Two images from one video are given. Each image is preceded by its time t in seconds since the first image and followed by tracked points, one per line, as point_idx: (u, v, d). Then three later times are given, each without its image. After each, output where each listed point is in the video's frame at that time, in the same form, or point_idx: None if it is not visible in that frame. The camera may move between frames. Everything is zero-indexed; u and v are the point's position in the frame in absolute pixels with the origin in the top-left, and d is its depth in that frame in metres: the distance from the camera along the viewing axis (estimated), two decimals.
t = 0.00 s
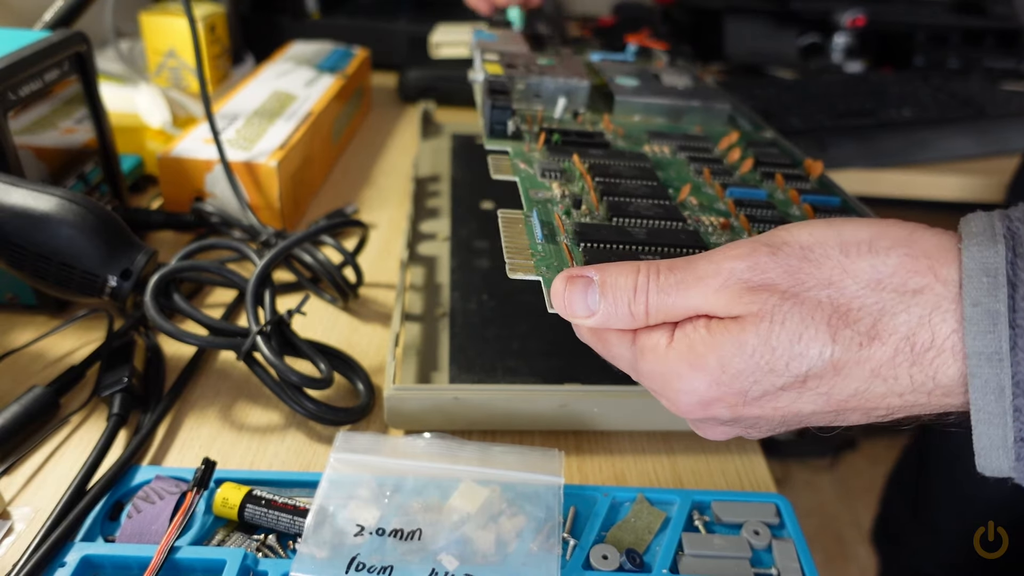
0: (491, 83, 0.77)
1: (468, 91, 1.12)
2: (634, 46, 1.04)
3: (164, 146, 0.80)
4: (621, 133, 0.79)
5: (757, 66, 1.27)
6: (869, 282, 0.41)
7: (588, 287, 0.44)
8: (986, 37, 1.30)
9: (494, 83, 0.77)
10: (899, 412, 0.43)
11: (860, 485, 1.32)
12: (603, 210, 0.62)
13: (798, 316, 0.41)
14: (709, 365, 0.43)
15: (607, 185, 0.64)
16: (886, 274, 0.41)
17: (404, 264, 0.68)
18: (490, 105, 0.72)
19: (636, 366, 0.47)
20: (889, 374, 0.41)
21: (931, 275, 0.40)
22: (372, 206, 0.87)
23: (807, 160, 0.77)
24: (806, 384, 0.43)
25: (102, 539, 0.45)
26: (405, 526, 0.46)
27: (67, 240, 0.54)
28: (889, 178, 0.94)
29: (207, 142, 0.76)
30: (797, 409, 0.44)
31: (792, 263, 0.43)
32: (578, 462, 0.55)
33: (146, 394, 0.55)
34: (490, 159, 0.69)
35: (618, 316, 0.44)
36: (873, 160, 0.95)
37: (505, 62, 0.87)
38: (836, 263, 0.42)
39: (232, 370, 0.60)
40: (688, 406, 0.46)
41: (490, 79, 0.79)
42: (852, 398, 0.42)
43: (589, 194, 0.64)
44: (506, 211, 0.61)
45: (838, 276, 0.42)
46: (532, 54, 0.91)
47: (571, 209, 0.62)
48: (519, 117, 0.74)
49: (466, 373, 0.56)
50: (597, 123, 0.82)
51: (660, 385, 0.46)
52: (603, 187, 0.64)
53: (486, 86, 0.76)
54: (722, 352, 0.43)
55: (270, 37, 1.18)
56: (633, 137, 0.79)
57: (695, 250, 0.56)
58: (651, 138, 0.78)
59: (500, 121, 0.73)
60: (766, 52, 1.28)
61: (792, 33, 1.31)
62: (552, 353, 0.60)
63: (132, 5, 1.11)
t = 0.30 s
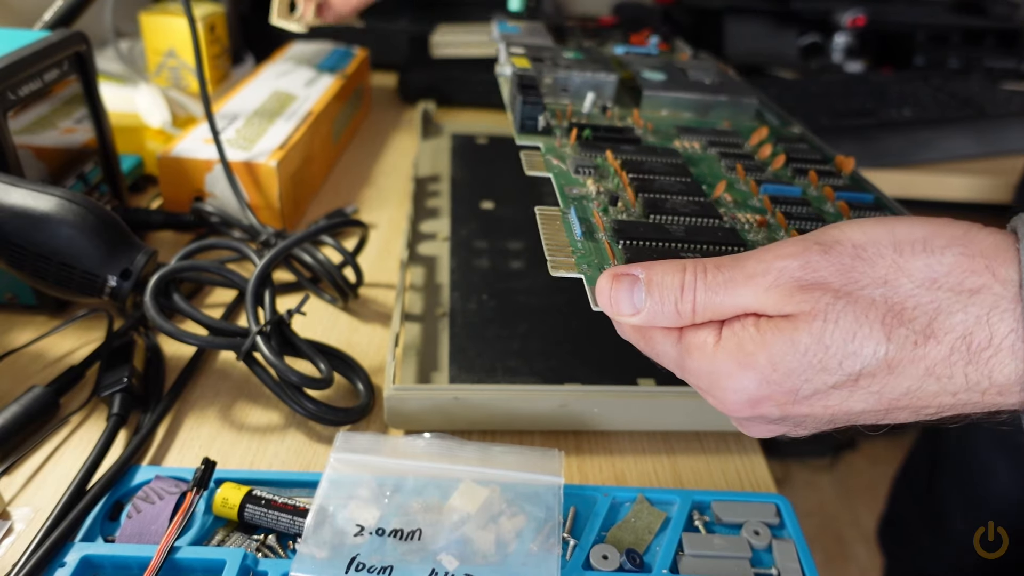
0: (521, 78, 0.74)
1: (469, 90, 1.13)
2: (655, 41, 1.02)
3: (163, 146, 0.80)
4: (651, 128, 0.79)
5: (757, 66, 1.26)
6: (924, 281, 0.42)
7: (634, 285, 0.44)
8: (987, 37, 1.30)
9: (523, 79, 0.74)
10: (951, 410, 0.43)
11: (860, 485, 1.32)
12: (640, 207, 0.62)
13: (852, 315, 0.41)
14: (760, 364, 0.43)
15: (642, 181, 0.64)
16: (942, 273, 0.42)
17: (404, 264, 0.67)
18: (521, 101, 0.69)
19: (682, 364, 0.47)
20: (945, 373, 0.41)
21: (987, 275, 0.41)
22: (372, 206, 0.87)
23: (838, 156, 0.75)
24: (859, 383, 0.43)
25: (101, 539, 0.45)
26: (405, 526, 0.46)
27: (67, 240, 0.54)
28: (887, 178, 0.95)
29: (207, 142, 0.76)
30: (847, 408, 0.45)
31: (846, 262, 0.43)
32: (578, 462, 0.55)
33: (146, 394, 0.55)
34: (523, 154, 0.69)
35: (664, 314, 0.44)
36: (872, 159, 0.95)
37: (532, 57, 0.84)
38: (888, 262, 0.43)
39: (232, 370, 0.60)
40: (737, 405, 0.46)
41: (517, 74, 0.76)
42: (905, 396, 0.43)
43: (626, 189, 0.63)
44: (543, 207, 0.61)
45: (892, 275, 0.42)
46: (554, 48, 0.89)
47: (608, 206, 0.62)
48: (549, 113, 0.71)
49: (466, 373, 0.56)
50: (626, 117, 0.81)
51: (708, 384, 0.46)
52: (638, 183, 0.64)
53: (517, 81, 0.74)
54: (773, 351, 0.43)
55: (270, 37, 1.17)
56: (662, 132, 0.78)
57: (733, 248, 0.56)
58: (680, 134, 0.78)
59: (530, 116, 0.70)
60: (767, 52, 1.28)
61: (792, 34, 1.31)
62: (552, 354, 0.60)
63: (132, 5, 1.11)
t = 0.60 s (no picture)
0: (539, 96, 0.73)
1: (469, 91, 1.13)
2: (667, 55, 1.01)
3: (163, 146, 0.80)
4: (668, 144, 0.78)
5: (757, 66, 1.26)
6: (953, 296, 0.42)
7: (664, 301, 0.43)
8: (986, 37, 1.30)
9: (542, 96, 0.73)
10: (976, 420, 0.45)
11: (860, 485, 1.32)
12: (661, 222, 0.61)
13: (882, 330, 0.42)
14: (790, 378, 0.43)
15: (665, 196, 0.63)
16: (970, 288, 0.43)
17: (404, 265, 0.67)
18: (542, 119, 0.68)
19: (710, 377, 0.47)
20: (973, 385, 0.42)
21: (1013, 289, 0.42)
22: (372, 206, 0.87)
23: (854, 169, 0.76)
24: (890, 397, 0.43)
25: (101, 539, 0.45)
26: (405, 526, 0.46)
27: (67, 240, 0.54)
28: (887, 178, 0.94)
29: (207, 142, 0.76)
30: (876, 420, 0.45)
31: (874, 277, 0.43)
32: (578, 462, 0.55)
33: (146, 394, 0.55)
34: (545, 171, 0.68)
35: (693, 328, 0.44)
36: (872, 159, 0.95)
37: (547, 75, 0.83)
38: (914, 277, 0.43)
39: (232, 370, 0.60)
40: (766, 417, 0.46)
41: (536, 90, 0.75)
42: (935, 409, 0.43)
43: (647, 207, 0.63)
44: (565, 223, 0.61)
45: (919, 289, 0.43)
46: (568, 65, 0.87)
47: (632, 221, 0.61)
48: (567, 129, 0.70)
49: (466, 373, 0.56)
50: (642, 133, 0.80)
51: (738, 398, 0.46)
52: (660, 198, 0.63)
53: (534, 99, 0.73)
54: (804, 365, 0.43)
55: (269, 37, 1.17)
56: (679, 147, 0.78)
57: (757, 261, 0.56)
58: (697, 149, 0.77)
59: (550, 133, 0.69)
60: (767, 52, 1.28)
61: (792, 34, 1.31)
62: (552, 354, 0.60)
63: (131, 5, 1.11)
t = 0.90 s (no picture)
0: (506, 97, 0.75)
1: (469, 91, 1.13)
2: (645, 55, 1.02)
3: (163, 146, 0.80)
4: (632, 146, 0.79)
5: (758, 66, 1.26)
6: (867, 297, 0.39)
7: (602, 301, 0.45)
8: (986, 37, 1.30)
9: (509, 98, 0.76)
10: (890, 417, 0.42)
11: (860, 485, 1.32)
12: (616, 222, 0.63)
13: (800, 329, 0.40)
14: (715, 373, 0.43)
15: (620, 199, 0.65)
16: (883, 290, 0.39)
17: (404, 264, 0.67)
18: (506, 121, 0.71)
19: (647, 374, 0.47)
20: (886, 386, 0.39)
21: (924, 291, 0.38)
22: (372, 206, 0.87)
23: (813, 171, 0.75)
24: (809, 396, 0.42)
25: (101, 539, 0.45)
26: (405, 526, 0.46)
27: (67, 240, 0.54)
28: (886, 178, 0.94)
29: (207, 142, 0.76)
30: (799, 417, 0.43)
31: (796, 280, 0.41)
32: (578, 462, 0.55)
33: (146, 394, 0.55)
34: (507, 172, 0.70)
35: (629, 327, 0.44)
36: (871, 159, 0.94)
37: (519, 76, 0.84)
38: (834, 278, 0.41)
39: (232, 370, 0.60)
40: (694, 414, 0.45)
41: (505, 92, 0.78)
42: (853, 406, 0.41)
43: (602, 208, 0.64)
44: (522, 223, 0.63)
45: (836, 291, 0.40)
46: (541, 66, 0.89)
47: (585, 222, 0.63)
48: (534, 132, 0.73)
49: (466, 373, 0.56)
50: (610, 135, 0.82)
51: (669, 394, 0.46)
52: (616, 200, 0.65)
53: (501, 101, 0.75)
54: (728, 362, 0.42)
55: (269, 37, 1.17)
56: (644, 149, 0.79)
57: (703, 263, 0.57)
58: (662, 151, 0.78)
59: (515, 135, 0.72)
60: (767, 52, 1.28)
61: (792, 34, 1.31)
62: (552, 354, 0.60)
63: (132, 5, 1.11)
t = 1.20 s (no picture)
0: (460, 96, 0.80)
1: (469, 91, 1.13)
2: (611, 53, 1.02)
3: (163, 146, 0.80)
4: (580, 142, 0.80)
5: (757, 66, 1.26)
6: (743, 280, 0.40)
7: (515, 287, 0.46)
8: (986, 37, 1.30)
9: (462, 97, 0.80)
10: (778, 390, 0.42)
11: (860, 485, 1.32)
12: (548, 216, 0.63)
13: (684, 311, 0.41)
14: (612, 352, 0.44)
15: (555, 193, 0.66)
16: (758, 273, 0.40)
17: (404, 264, 0.67)
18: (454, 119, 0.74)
19: (558, 355, 0.48)
20: (762, 361, 0.40)
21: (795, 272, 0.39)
22: (372, 206, 0.87)
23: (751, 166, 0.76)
24: (698, 372, 0.43)
25: (101, 539, 0.45)
26: (405, 526, 0.46)
27: (66, 240, 0.54)
28: (886, 177, 0.94)
29: (207, 142, 0.76)
30: (696, 394, 0.44)
31: (682, 264, 0.42)
32: (578, 462, 0.55)
33: (145, 395, 0.55)
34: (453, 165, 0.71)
35: (541, 312, 0.45)
36: (872, 159, 0.94)
37: (478, 75, 0.86)
38: (717, 264, 0.41)
39: (232, 370, 0.60)
40: (599, 391, 0.46)
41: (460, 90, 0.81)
42: (738, 381, 0.42)
43: (536, 202, 0.65)
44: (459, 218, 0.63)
45: (717, 275, 0.41)
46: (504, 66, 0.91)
47: (518, 216, 0.63)
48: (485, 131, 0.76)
49: (465, 373, 0.56)
50: (560, 132, 0.82)
51: (574, 373, 0.47)
52: (551, 195, 0.66)
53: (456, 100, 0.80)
54: (624, 343, 0.43)
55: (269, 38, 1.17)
56: (591, 146, 0.80)
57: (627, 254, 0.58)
58: (607, 147, 0.78)
59: (464, 133, 0.74)
60: (767, 52, 1.28)
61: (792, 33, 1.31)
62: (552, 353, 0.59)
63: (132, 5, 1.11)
